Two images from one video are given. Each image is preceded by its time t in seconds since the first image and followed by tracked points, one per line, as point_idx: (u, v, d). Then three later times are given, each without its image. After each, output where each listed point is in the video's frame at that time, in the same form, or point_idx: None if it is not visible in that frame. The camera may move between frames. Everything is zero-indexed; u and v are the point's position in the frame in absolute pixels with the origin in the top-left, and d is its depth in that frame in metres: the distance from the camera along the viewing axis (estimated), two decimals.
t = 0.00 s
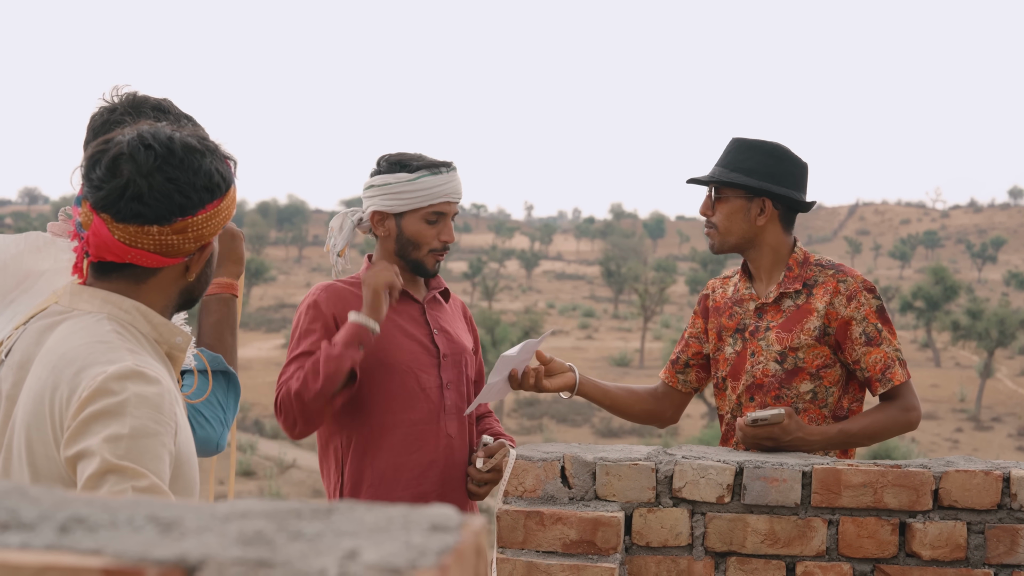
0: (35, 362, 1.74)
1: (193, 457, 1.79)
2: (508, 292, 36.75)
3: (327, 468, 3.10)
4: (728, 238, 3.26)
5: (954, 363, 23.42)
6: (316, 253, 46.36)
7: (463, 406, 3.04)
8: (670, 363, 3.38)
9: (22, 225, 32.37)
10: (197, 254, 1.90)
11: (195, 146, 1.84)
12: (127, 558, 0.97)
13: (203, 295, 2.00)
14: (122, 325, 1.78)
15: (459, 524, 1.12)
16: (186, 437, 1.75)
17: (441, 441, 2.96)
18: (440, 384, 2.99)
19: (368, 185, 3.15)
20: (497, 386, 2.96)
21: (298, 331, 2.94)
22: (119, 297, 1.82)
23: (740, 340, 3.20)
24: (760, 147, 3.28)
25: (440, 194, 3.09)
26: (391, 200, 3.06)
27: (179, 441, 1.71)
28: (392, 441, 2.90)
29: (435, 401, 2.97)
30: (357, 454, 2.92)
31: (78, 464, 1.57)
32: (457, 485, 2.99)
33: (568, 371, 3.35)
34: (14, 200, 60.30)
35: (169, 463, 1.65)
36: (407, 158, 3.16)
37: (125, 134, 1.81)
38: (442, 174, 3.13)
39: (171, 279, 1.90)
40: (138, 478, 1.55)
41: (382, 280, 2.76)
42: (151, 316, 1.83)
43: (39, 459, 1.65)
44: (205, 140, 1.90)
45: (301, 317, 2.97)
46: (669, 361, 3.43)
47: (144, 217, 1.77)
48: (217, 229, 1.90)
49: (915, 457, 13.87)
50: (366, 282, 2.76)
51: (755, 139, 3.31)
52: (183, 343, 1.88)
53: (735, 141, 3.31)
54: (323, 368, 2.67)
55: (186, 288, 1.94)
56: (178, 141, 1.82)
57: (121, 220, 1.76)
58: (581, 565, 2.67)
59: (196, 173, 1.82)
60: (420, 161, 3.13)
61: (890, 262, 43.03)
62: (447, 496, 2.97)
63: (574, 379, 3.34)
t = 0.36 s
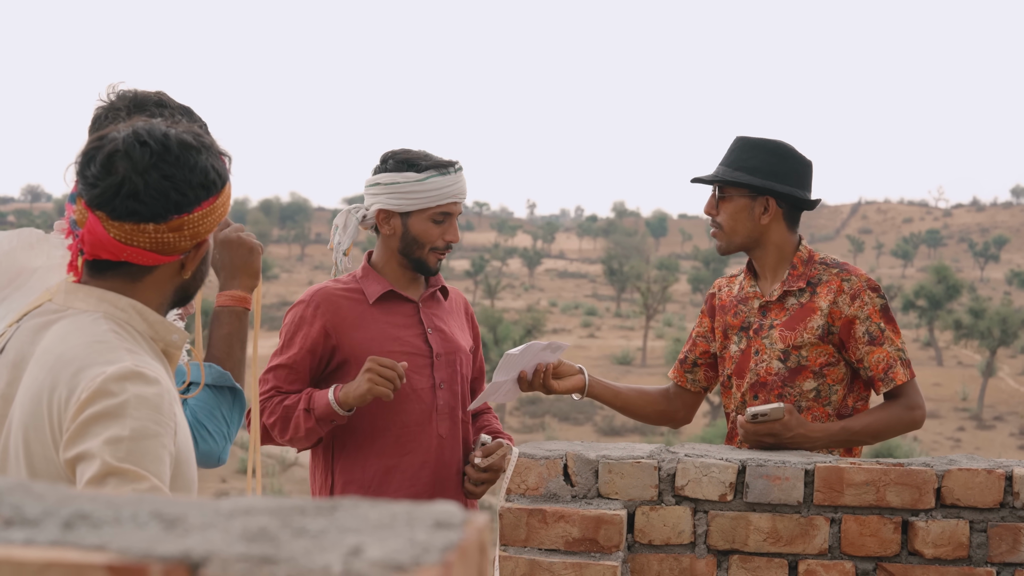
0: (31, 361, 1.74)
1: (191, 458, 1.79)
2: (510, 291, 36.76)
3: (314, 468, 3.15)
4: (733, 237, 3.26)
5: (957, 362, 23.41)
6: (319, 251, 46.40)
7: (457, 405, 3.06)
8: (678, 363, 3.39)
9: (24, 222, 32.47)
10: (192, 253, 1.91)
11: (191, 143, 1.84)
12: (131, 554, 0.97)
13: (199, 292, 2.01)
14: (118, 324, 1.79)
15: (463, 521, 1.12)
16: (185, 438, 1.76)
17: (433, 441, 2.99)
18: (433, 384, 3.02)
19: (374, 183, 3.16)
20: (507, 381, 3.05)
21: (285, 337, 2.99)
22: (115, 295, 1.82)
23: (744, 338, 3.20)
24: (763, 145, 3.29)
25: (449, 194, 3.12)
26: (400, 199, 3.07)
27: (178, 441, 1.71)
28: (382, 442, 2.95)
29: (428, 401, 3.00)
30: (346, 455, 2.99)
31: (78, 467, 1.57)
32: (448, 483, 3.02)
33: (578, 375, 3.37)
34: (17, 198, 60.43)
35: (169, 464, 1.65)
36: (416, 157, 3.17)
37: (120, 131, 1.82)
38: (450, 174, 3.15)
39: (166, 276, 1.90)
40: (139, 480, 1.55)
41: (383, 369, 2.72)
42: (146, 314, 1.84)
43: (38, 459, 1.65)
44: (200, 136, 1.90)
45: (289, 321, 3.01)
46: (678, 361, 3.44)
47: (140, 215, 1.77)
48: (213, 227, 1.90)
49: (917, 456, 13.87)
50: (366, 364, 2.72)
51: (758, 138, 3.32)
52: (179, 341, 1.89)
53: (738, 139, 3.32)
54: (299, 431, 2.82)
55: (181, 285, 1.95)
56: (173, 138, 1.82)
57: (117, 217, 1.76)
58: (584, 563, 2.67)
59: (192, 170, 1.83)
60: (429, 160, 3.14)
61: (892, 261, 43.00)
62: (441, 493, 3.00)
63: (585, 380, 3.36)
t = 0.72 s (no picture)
0: (32, 364, 1.74)
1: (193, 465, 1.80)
2: (512, 289, 36.78)
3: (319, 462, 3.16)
4: (740, 243, 3.25)
5: (958, 361, 23.41)
6: (320, 248, 46.42)
7: (463, 412, 3.05)
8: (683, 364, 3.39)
9: (27, 218, 32.56)
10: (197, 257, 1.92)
11: (193, 147, 1.84)
12: (138, 557, 0.97)
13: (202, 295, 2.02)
14: (122, 329, 1.79)
15: (470, 524, 1.12)
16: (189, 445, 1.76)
17: (436, 445, 3.00)
18: (440, 389, 3.02)
19: (400, 186, 3.15)
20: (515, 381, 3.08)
21: (303, 331, 3.01)
22: (119, 300, 1.82)
23: (748, 337, 3.20)
24: (758, 148, 3.28)
25: (473, 202, 3.12)
26: (424, 203, 3.08)
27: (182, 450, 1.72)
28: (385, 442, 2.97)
29: (433, 406, 3.00)
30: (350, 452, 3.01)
31: (82, 474, 1.58)
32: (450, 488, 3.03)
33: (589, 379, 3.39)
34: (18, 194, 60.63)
35: (173, 473, 1.66)
36: (440, 160, 3.18)
37: (122, 135, 1.82)
38: (477, 180, 3.16)
39: (169, 281, 1.91)
40: (144, 489, 1.56)
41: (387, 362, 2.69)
42: (150, 320, 1.84)
43: (42, 463, 1.65)
44: (202, 140, 1.90)
45: (309, 315, 3.03)
46: (682, 362, 3.44)
47: (142, 220, 1.77)
48: (215, 231, 1.90)
49: (919, 455, 13.88)
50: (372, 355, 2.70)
51: (752, 140, 3.30)
52: (181, 347, 1.90)
53: (731, 144, 3.31)
54: (321, 426, 2.83)
55: (184, 290, 1.96)
56: (175, 141, 1.82)
57: (119, 222, 1.76)
58: (587, 562, 2.67)
59: (194, 174, 1.83)
60: (453, 166, 3.15)
61: (894, 259, 42.99)
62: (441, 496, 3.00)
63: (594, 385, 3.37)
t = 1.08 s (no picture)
0: (40, 361, 1.75)
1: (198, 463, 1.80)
2: (515, 287, 36.80)
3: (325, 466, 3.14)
4: (738, 263, 3.15)
5: (961, 360, 23.39)
6: (323, 247, 46.47)
7: (466, 410, 3.06)
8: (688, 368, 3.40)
9: (29, 216, 32.58)
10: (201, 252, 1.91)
11: (190, 145, 1.85)
12: (142, 559, 0.97)
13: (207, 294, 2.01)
14: (129, 327, 1.79)
15: (473, 527, 1.12)
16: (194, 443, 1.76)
17: (440, 444, 3.00)
18: (445, 389, 3.03)
19: (374, 190, 3.15)
20: (533, 378, 3.14)
21: (323, 329, 2.97)
22: (125, 299, 1.82)
23: (750, 336, 3.23)
24: (743, 166, 3.11)
25: (445, 173, 3.14)
26: (402, 193, 3.08)
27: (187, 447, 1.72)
28: (394, 441, 2.96)
29: (436, 406, 3.01)
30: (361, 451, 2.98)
31: (88, 468, 1.58)
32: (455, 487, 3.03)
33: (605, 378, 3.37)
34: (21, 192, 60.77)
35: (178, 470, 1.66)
36: (401, 151, 3.18)
37: (121, 136, 1.83)
38: (441, 154, 3.17)
39: (172, 278, 1.91)
40: (148, 486, 1.56)
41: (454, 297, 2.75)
42: (156, 319, 1.84)
43: (50, 461, 1.66)
44: (200, 138, 1.90)
45: (320, 313, 3.00)
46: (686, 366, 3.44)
47: (140, 218, 1.77)
48: (215, 228, 1.90)
49: (921, 455, 13.88)
50: (435, 296, 2.76)
51: (736, 159, 3.13)
52: (185, 346, 1.89)
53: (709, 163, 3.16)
54: (384, 390, 2.72)
55: (188, 287, 1.95)
56: (171, 141, 1.83)
57: (117, 221, 1.76)
58: (589, 562, 2.67)
59: (191, 172, 1.83)
60: (415, 149, 3.16)
61: (897, 259, 42.96)
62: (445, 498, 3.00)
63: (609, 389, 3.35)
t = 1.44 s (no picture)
0: (53, 353, 1.76)
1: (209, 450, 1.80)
2: (518, 287, 36.82)
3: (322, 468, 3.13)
4: (732, 234, 3.22)
5: (964, 359, 23.39)
6: (326, 245, 46.50)
7: (465, 411, 3.08)
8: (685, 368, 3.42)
9: (32, 215, 32.62)
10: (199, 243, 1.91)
11: (186, 139, 1.85)
12: (143, 552, 0.97)
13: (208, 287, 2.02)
14: (138, 319, 1.80)
15: (475, 521, 1.12)
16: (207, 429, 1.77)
17: (441, 445, 3.00)
18: (443, 391, 3.04)
19: (374, 194, 3.12)
20: (523, 393, 3.18)
21: (317, 334, 2.96)
22: (132, 291, 1.82)
23: (740, 335, 3.23)
24: (761, 143, 3.26)
25: (454, 173, 3.19)
26: (411, 196, 3.09)
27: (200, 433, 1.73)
28: (396, 441, 2.96)
29: (436, 408, 3.02)
30: (365, 452, 2.97)
31: (103, 457, 1.59)
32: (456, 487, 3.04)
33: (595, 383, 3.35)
34: (25, 190, 61.02)
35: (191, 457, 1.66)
36: (406, 151, 3.18)
37: (120, 131, 1.84)
38: (445, 154, 3.20)
39: (172, 269, 1.90)
40: (161, 475, 1.56)
41: (444, 303, 2.80)
42: (160, 309, 1.84)
43: (66, 450, 1.67)
44: (197, 132, 1.91)
45: (315, 317, 2.98)
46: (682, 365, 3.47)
47: (138, 210, 1.77)
48: (213, 219, 1.90)
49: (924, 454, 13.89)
50: (422, 301, 2.80)
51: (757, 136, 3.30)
52: (188, 334, 1.89)
53: (734, 137, 3.28)
54: (377, 397, 2.72)
55: (188, 278, 1.95)
56: (168, 135, 1.84)
57: (116, 214, 1.77)
58: (592, 559, 2.66)
59: (187, 165, 1.83)
60: (421, 148, 3.17)
61: (900, 259, 42.94)
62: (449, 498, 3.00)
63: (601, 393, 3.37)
